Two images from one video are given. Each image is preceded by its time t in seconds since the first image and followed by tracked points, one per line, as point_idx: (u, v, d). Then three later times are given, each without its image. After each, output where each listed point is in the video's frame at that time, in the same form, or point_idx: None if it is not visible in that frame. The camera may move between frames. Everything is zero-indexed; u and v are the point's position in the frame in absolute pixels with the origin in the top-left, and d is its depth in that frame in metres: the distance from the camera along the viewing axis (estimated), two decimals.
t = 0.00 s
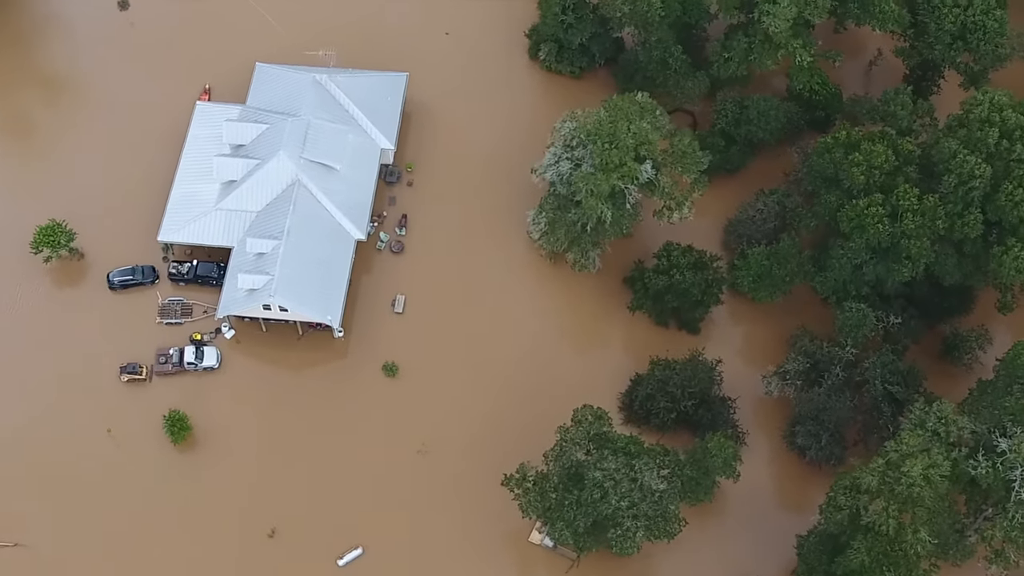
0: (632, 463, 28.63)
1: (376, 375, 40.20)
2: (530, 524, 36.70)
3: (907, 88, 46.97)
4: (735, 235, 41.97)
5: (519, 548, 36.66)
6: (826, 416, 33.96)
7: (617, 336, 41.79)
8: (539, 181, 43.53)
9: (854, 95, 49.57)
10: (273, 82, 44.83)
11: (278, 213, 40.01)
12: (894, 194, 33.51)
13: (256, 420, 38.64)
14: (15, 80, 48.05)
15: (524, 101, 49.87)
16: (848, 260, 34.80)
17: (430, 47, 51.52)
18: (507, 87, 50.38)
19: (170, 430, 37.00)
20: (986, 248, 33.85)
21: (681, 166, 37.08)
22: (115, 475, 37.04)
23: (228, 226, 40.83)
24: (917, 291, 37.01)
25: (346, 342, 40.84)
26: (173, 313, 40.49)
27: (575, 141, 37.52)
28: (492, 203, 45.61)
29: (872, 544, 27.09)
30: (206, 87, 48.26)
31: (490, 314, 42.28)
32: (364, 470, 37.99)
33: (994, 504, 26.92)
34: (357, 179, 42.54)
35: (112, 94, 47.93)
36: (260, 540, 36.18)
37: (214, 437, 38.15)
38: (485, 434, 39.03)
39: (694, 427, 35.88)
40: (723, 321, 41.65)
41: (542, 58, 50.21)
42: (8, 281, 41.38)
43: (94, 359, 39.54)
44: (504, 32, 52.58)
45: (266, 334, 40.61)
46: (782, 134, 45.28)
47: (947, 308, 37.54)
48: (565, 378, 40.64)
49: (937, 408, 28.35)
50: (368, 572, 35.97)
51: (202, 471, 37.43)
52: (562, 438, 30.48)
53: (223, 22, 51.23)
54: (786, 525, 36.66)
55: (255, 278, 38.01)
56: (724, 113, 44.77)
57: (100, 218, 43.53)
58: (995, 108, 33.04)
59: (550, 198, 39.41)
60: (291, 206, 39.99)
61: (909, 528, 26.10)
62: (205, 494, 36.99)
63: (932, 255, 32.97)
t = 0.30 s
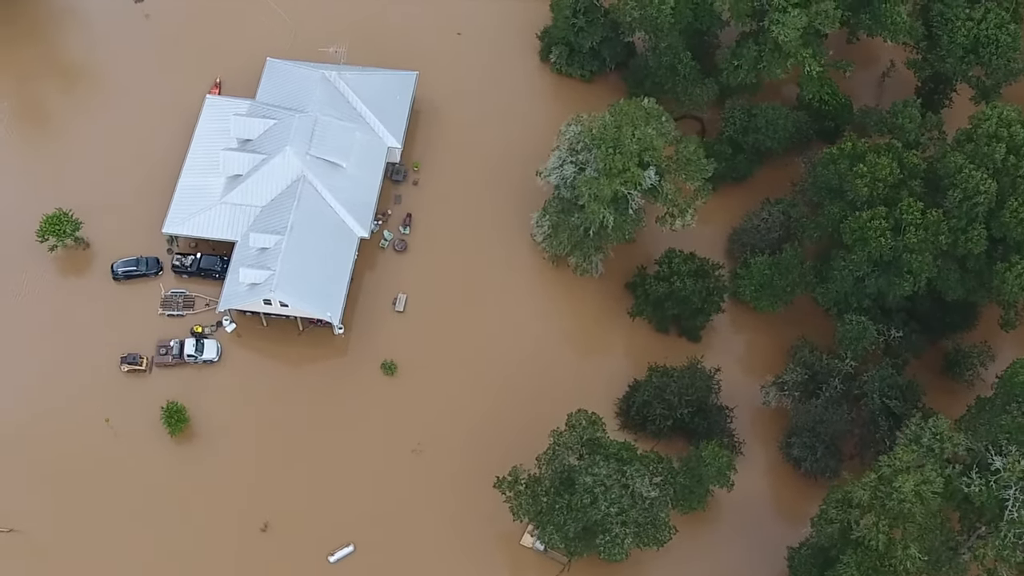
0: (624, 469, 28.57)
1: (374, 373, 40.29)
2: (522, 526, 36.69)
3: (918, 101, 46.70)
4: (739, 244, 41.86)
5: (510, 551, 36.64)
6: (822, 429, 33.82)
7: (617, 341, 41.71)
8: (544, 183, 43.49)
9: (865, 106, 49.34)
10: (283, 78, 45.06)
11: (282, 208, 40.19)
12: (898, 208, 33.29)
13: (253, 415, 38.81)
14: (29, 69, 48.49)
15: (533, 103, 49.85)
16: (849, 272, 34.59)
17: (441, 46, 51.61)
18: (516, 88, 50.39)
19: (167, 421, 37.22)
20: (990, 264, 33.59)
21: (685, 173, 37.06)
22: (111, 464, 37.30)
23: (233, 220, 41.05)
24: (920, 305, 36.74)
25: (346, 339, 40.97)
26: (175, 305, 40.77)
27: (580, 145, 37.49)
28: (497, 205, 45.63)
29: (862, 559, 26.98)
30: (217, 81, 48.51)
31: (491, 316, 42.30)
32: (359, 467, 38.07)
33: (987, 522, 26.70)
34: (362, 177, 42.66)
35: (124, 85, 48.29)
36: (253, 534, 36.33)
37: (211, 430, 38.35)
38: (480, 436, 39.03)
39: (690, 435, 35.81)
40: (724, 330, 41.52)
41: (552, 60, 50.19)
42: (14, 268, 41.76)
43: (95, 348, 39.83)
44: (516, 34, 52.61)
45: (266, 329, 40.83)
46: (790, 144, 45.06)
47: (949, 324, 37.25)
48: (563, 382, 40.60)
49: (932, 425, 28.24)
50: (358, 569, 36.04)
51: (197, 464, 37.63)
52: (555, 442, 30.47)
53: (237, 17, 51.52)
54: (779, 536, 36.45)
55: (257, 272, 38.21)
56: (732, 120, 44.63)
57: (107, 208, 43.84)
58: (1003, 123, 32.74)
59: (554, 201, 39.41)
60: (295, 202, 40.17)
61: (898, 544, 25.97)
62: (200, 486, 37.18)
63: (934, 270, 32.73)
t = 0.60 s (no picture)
0: (612, 474, 28.49)
1: (370, 371, 40.37)
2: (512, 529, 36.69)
3: (925, 113, 46.46)
4: (740, 252, 41.76)
5: (498, 553, 36.65)
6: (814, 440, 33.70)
7: (614, 346, 41.66)
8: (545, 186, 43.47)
9: (872, 117, 49.11)
10: (289, 74, 45.21)
11: (283, 204, 40.33)
12: (897, 219, 33.09)
13: (248, 409, 38.95)
14: (39, 59, 48.85)
15: (538, 106, 49.84)
16: (847, 283, 34.43)
17: (449, 47, 51.67)
18: (523, 90, 50.38)
19: (162, 413, 37.41)
20: (990, 279, 33.33)
21: (685, 180, 36.98)
22: (106, 454, 37.50)
23: (235, 215, 41.20)
24: (919, 318, 36.52)
25: (343, 337, 41.07)
26: (175, 298, 40.98)
27: (581, 149, 37.47)
28: (499, 206, 45.64)
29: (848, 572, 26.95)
30: (224, 75, 48.69)
31: (488, 317, 42.31)
32: (351, 465, 38.14)
33: (977, 538, 26.51)
34: (365, 175, 42.73)
35: (132, 78, 48.55)
36: (243, 529, 36.47)
37: (205, 423, 38.51)
38: (473, 437, 39.04)
39: (683, 443, 35.78)
40: (721, 337, 41.38)
41: (559, 63, 50.17)
42: (16, 256, 42.07)
43: (94, 338, 40.07)
44: (524, 36, 52.59)
45: (265, 324, 41.00)
46: (794, 152, 44.86)
47: (948, 338, 37.02)
48: (559, 385, 40.56)
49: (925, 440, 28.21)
50: (346, 567, 36.12)
51: (191, 456, 37.79)
52: (546, 445, 30.39)
53: (246, 12, 51.71)
54: (770, 547, 36.27)
55: (255, 268, 38.37)
56: (737, 127, 44.46)
57: (111, 199, 44.08)
58: (1007, 137, 32.43)
59: (554, 204, 39.39)
60: (296, 198, 40.30)
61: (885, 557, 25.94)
62: (193, 479, 37.33)
63: (932, 284, 32.53)
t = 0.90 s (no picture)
0: (600, 479, 28.45)
1: (366, 369, 40.44)
2: (501, 531, 36.69)
3: (932, 124, 46.24)
4: (740, 260, 41.64)
5: (488, 555, 36.65)
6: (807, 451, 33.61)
7: (611, 350, 41.60)
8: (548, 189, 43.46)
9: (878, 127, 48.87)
10: (295, 71, 45.35)
11: (284, 200, 40.47)
12: (896, 231, 32.94)
13: (243, 404, 39.10)
14: (48, 49, 49.16)
15: (544, 108, 49.83)
16: (844, 294, 34.30)
17: (457, 47, 51.74)
18: (529, 92, 50.38)
19: (158, 406, 37.59)
20: (990, 294, 33.09)
21: (686, 186, 36.88)
22: (101, 444, 37.72)
23: (236, 210, 41.36)
24: (918, 331, 36.33)
25: (340, 335, 41.17)
26: (174, 291, 41.18)
27: (582, 152, 37.44)
28: (500, 207, 45.64)
29: None
30: (232, 70, 48.87)
31: (486, 318, 42.32)
32: (344, 462, 38.21)
33: (967, 555, 26.36)
34: (367, 173, 42.80)
35: (140, 70, 48.78)
36: (234, 523, 36.60)
37: (200, 416, 38.67)
38: (466, 438, 39.04)
39: (676, 449, 35.75)
40: (719, 345, 41.26)
41: (566, 66, 50.20)
42: (18, 244, 42.36)
43: (93, 328, 40.30)
44: (532, 38, 52.58)
45: (263, 319, 41.15)
46: (798, 161, 44.70)
47: (947, 351, 36.64)
48: (554, 388, 40.52)
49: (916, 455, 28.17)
50: (335, 564, 36.19)
51: (185, 449, 37.95)
52: (536, 448, 30.39)
53: (256, 8, 51.90)
54: (760, 557, 36.10)
55: (255, 263, 38.55)
56: (741, 135, 44.30)
57: (115, 191, 44.32)
58: (1011, 152, 32.12)
59: (555, 207, 39.39)
60: (297, 194, 40.42)
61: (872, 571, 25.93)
62: (186, 471, 37.48)
63: (930, 297, 32.35)
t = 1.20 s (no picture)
0: (588, 484, 28.38)
1: (362, 367, 40.49)
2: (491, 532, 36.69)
3: (938, 136, 45.96)
4: (739, 267, 41.51)
5: (476, 556, 36.65)
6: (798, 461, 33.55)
7: (608, 354, 41.51)
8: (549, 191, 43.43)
9: (884, 137, 48.58)
10: (300, 67, 45.47)
11: (284, 197, 40.61)
12: (894, 243, 32.78)
13: (238, 399, 39.23)
14: (58, 39, 49.43)
15: (549, 110, 49.76)
16: (841, 305, 34.16)
17: (464, 47, 51.75)
18: (534, 94, 50.34)
19: (153, 398, 37.77)
20: (988, 308, 32.89)
21: (685, 192, 36.81)
22: (95, 435, 37.95)
23: (237, 205, 41.53)
24: (915, 344, 36.16)
25: (337, 332, 41.24)
26: (174, 285, 41.37)
27: (582, 156, 37.37)
28: (501, 209, 45.63)
29: None
30: (238, 65, 49.01)
31: (484, 319, 42.31)
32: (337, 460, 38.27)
33: (955, 570, 26.34)
34: (368, 171, 42.87)
35: (148, 62, 48.99)
36: (224, 517, 36.73)
37: (195, 410, 38.83)
38: (459, 439, 39.04)
39: (669, 456, 35.76)
40: (716, 352, 41.13)
41: (572, 69, 50.12)
42: (21, 233, 42.63)
43: (91, 319, 40.52)
44: (539, 39, 52.51)
45: (260, 315, 41.28)
46: (800, 169, 44.53)
47: (945, 365, 36.56)
48: (549, 391, 40.48)
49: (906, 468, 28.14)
50: (323, 561, 36.27)
51: (178, 442, 38.10)
52: (527, 451, 30.50)
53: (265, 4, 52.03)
54: (749, 566, 35.96)
55: (253, 259, 38.76)
56: (745, 142, 44.12)
57: (118, 183, 44.53)
58: (1012, 166, 31.80)
59: (555, 210, 39.39)
60: (297, 191, 40.55)
61: None
62: (179, 464, 37.63)
63: (925, 310, 32.19)
